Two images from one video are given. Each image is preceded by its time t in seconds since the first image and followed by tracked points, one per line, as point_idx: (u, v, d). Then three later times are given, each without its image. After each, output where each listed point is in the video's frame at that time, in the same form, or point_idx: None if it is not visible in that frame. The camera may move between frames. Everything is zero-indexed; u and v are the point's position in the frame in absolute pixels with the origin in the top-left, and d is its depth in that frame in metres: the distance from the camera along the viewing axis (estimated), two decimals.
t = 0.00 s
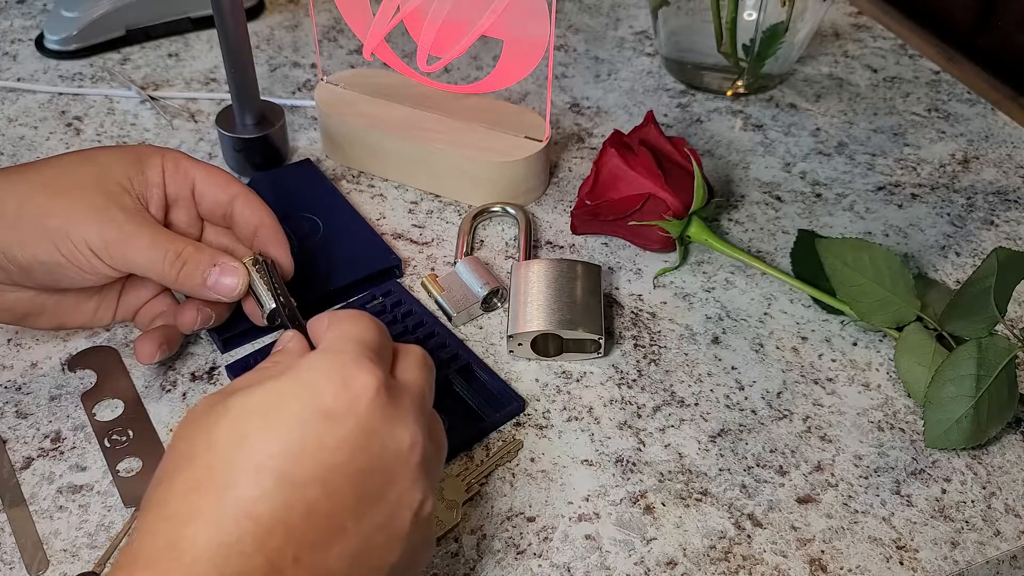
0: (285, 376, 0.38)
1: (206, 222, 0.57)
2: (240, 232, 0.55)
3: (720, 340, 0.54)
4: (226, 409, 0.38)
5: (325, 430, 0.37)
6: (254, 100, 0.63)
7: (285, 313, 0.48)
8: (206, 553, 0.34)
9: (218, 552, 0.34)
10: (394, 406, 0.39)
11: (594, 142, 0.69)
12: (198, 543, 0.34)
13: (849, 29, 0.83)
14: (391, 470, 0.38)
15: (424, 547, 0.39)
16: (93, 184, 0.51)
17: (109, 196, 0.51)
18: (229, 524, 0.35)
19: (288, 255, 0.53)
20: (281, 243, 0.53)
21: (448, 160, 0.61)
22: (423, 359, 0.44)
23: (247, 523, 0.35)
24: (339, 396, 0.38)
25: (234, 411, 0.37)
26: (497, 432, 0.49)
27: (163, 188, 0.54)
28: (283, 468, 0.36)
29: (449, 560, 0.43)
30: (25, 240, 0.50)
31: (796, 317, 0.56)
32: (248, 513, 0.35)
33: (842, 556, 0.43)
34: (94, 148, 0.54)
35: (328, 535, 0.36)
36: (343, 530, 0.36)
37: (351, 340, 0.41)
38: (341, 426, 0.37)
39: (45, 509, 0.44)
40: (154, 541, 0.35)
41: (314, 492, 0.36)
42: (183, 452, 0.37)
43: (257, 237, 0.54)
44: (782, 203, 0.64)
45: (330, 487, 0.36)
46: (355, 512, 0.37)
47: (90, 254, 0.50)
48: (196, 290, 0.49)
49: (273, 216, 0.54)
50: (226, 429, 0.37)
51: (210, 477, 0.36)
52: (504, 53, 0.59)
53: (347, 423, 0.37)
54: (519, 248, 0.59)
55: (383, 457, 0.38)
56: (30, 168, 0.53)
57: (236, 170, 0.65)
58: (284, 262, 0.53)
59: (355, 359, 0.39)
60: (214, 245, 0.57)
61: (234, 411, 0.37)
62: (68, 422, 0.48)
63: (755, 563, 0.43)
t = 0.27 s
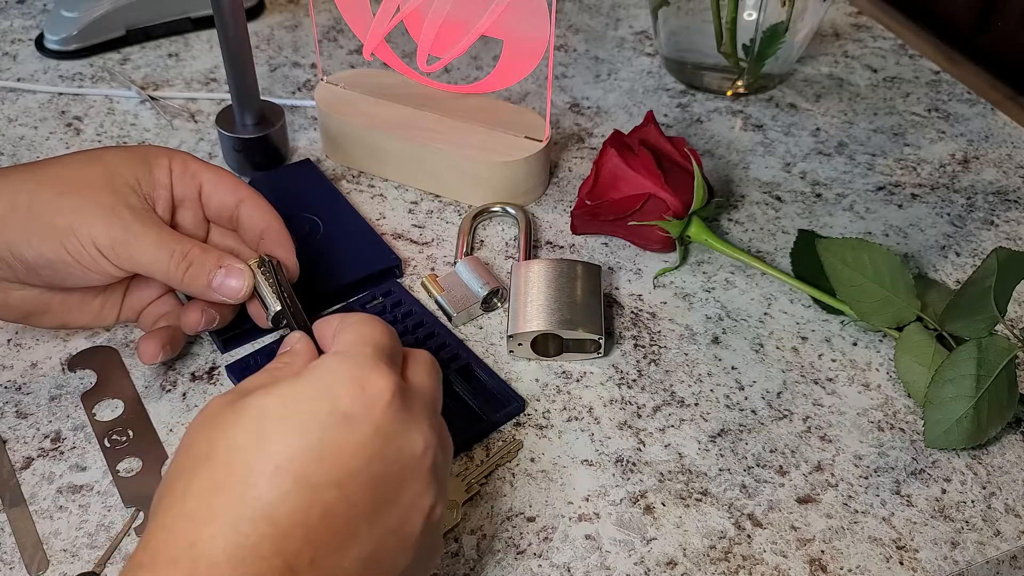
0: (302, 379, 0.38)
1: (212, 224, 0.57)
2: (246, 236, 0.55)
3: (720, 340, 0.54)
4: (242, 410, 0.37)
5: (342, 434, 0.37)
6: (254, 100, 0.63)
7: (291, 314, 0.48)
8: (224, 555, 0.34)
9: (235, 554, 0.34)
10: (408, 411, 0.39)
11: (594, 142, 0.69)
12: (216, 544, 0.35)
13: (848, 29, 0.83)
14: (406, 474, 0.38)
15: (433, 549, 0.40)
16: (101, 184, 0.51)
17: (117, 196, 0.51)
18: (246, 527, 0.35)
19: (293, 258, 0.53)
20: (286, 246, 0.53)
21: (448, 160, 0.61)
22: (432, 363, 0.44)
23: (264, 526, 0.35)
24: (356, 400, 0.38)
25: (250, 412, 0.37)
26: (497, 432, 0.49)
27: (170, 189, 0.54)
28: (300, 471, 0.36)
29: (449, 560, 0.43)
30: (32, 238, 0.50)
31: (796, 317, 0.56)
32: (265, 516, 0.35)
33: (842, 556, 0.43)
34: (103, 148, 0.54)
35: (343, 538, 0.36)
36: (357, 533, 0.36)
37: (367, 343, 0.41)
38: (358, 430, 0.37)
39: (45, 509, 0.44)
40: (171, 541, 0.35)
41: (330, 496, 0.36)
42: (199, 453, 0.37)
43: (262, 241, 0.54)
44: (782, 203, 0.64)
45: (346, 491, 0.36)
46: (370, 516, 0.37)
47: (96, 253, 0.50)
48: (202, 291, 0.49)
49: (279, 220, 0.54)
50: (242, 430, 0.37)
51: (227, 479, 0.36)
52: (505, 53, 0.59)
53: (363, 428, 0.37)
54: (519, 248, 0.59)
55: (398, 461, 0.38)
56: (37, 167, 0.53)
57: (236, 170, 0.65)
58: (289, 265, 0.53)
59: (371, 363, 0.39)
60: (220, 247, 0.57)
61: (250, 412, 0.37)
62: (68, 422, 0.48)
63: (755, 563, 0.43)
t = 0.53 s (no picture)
0: (305, 383, 0.38)
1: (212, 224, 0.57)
2: (246, 235, 0.55)
3: (720, 340, 0.54)
4: (244, 413, 0.37)
5: (345, 438, 0.37)
6: (254, 100, 0.63)
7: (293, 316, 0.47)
8: (224, 558, 0.34)
9: (235, 557, 0.34)
10: (411, 418, 0.39)
11: (594, 142, 0.69)
12: (216, 547, 0.34)
13: (848, 29, 0.83)
14: (407, 480, 0.38)
15: (431, 557, 0.40)
16: (101, 183, 0.51)
17: (117, 195, 0.51)
18: (247, 529, 0.35)
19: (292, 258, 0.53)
20: (286, 245, 0.53)
21: (448, 160, 0.61)
22: (434, 369, 0.44)
23: (265, 529, 0.35)
24: (359, 405, 0.38)
25: (253, 415, 0.37)
26: (497, 432, 0.49)
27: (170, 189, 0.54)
28: (302, 475, 0.36)
29: (449, 560, 0.43)
30: (32, 237, 0.50)
31: (796, 317, 0.56)
32: (266, 519, 0.35)
33: (842, 556, 0.43)
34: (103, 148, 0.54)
35: (343, 543, 0.36)
36: (358, 538, 0.36)
37: (370, 349, 0.41)
38: (361, 435, 0.37)
39: (45, 509, 0.44)
40: (171, 544, 0.35)
41: (332, 500, 0.36)
42: (200, 456, 0.37)
43: (262, 240, 0.54)
44: (782, 203, 0.64)
45: (347, 495, 0.36)
46: (371, 521, 0.37)
47: (96, 252, 0.50)
48: (202, 290, 0.49)
49: (279, 220, 0.54)
50: (245, 433, 0.37)
51: (229, 482, 0.36)
52: (505, 53, 0.59)
53: (366, 432, 0.37)
54: (519, 248, 0.59)
55: (400, 467, 0.38)
56: (38, 166, 0.53)
57: (236, 170, 0.65)
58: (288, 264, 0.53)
59: (374, 368, 0.39)
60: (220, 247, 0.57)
61: (253, 415, 0.37)
62: (68, 422, 0.48)
63: (755, 563, 0.43)
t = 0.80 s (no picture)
0: (302, 385, 0.38)
1: (210, 224, 0.57)
2: (244, 235, 0.55)
3: (720, 340, 0.54)
4: (243, 416, 0.37)
5: (343, 441, 0.37)
6: (254, 100, 0.63)
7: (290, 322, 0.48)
8: (224, 562, 0.34)
9: (235, 561, 0.34)
10: (408, 420, 0.39)
11: (594, 142, 0.69)
12: (216, 551, 0.34)
13: (848, 29, 0.83)
14: (405, 482, 0.38)
15: (430, 559, 0.40)
16: (99, 182, 0.51)
17: (116, 194, 0.51)
18: (246, 533, 0.35)
19: (290, 257, 0.53)
20: (284, 245, 0.53)
21: (448, 160, 0.61)
22: (430, 372, 0.43)
23: (264, 532, 0.35)
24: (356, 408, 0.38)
25: (251, 418, 0.37)
26: (497, 432, 0.49)
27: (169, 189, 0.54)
28: (301, 478, 0.36)
29: (449, 560, 0.43)
30: (30, 235, 0.50)
31: (796, 317, 0.56)
32: (265, 522, 0.35)
33: (842, 556, 0.43)
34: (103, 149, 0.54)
35: (342, 546, 0.36)
36: (356, 541, 0.36)
37: (366, 351, 0.41)
38: (359, 438, 0.37)
39: (45, 509, 0.44)
40: (172, 548, 0.35)
41: (331, 503, 0.36)
42: (200, 459, 0.37)
43: (260, 240, 0.54)
44: (782, 203, 0.64)
45: (346, 498, 0.36)
46: (370, 524, 0.37)
47: (94, 251, 0.50)
48: (200, 290, 0.49)
49: (278, 220, 0.54)
50: (243, 436, 0.37)
51: (228, 485, 0.36)
52: (505, 53, 0.59)
53: (363, 435, 0.37)
54: (519, 248, 0.59)
55: (397, 470, 0.38)
56: (37, 165, 0.53)
57: (236, 170, 0.65)
58: (285, 264, 0.52)
59: (371, 371, 0.39)
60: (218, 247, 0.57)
61: (251, 418, 0.37)
62: (68, 422, 0.48)
63: (755, 563, 0.43)
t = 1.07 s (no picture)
0: (299, 376, 0.38)
1: (209, 228, 0.57)
2: (243, 239, 0.55)
3: (720, 340, 0.54)
4: (241, 407, 0.38)
5: (342, 428, 0.37)
6: (254, 100, 0.63)
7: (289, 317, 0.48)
8: (224, 550, 0.34)
9: (235, 550, 0.34)
10: (407, 410, 0.40)
11: (594, 142, 0.69)
12: (215, 539, 0.34)
13: (848, 30, 0.83)
14: (406, 471, 0.38)
15: (432, 551, 0.39)
16: (99, 186, 0.51)
17: (115, 198, 0.51)
18: (245, 521, 0.35)
19: (289, 262, 0.52)
20: (283, 250, 0.53)
21: (448, 160, 0.61)
22: (430, 365, 0.44)
23: (263, 520, 0.35)
24: (354, 396, 0.38)
25: (249, 409, 0.37)
26: (497, 432, 0.49)
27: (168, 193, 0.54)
28: (301, 466, 0.36)
29: (449, 560, 0.43)
30: (30, 238, 0.50)
31: (796, 317, 0.56)
32: (264, 509, 0.35)
33: (842, 556, 0.43)
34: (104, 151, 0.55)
35: (343, 534, 0.36)
36: (357, 529, 0.36)
37: (364, 342, 0.41)
38: (358, 426, 0.37)
39: (45, 509, 0.44)
40: (171, 539, 0.35)
41: (331, 490, 0.36)
42: (198, 451, 0.37)
43: (259, 245, 0.53)
44: (782, 203, 0.64)
45: (346, 485, 0.36)
46: (370, 512, 0.37)
47: (94, 255, 0.50)
48: (198, 294, 0.49)
49: (277, 223, 0.54)
50: (241, 426, 0.37)
51: (227, 475, 0.36)
52: (505, 53, 0.59)
53: (361, 423, 0.38)
54: (519, 248, 0.59)
55: (397, 458, 0.38)
56: (37, 168, 0.53)
57: (236, 170, 0.65)
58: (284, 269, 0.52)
59: (369, 361, 0.40)
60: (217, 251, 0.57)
61: (249, 409, 0.37)
62: (68, 422, 0.48)
63: (755, 563, 0.43)
